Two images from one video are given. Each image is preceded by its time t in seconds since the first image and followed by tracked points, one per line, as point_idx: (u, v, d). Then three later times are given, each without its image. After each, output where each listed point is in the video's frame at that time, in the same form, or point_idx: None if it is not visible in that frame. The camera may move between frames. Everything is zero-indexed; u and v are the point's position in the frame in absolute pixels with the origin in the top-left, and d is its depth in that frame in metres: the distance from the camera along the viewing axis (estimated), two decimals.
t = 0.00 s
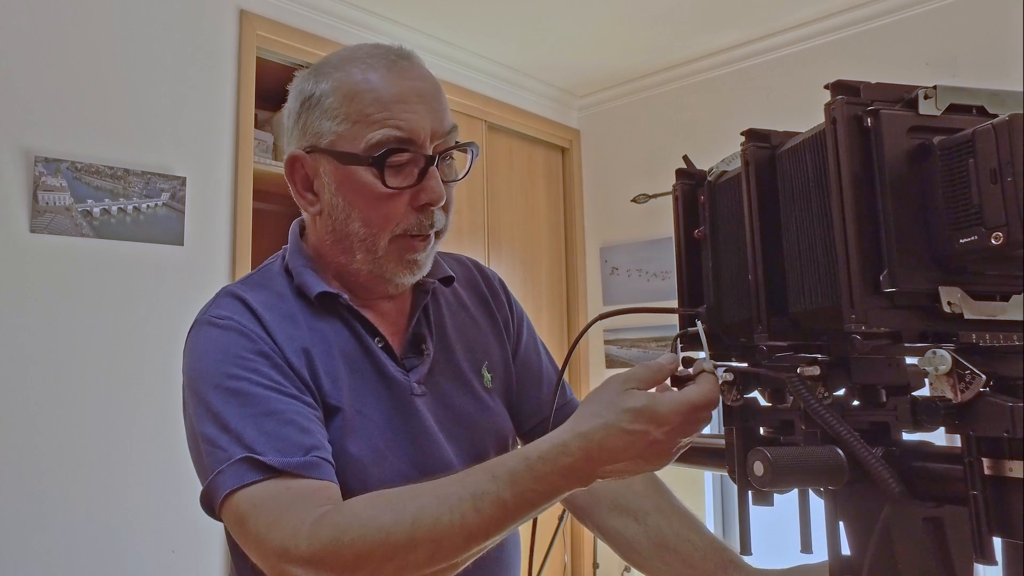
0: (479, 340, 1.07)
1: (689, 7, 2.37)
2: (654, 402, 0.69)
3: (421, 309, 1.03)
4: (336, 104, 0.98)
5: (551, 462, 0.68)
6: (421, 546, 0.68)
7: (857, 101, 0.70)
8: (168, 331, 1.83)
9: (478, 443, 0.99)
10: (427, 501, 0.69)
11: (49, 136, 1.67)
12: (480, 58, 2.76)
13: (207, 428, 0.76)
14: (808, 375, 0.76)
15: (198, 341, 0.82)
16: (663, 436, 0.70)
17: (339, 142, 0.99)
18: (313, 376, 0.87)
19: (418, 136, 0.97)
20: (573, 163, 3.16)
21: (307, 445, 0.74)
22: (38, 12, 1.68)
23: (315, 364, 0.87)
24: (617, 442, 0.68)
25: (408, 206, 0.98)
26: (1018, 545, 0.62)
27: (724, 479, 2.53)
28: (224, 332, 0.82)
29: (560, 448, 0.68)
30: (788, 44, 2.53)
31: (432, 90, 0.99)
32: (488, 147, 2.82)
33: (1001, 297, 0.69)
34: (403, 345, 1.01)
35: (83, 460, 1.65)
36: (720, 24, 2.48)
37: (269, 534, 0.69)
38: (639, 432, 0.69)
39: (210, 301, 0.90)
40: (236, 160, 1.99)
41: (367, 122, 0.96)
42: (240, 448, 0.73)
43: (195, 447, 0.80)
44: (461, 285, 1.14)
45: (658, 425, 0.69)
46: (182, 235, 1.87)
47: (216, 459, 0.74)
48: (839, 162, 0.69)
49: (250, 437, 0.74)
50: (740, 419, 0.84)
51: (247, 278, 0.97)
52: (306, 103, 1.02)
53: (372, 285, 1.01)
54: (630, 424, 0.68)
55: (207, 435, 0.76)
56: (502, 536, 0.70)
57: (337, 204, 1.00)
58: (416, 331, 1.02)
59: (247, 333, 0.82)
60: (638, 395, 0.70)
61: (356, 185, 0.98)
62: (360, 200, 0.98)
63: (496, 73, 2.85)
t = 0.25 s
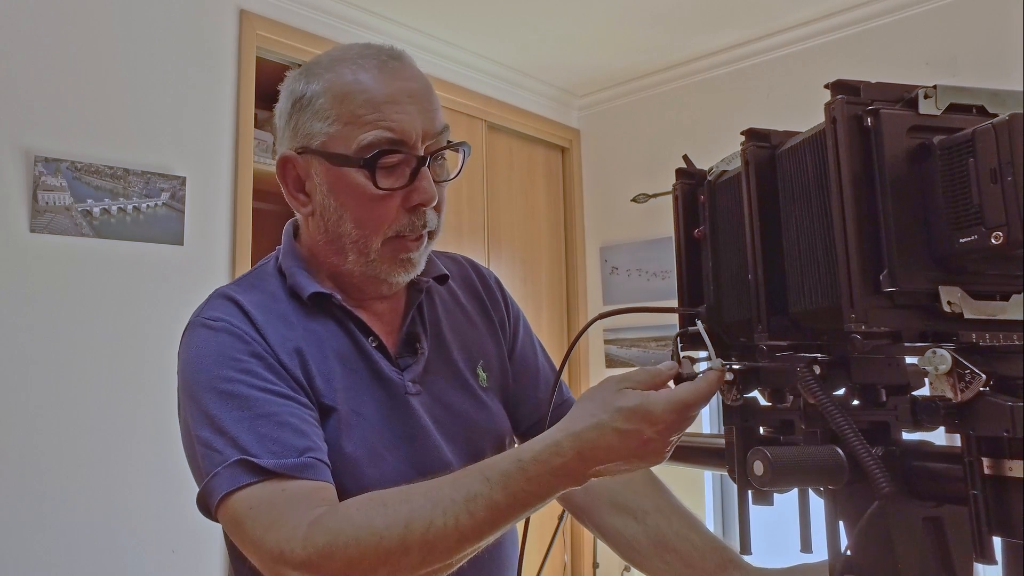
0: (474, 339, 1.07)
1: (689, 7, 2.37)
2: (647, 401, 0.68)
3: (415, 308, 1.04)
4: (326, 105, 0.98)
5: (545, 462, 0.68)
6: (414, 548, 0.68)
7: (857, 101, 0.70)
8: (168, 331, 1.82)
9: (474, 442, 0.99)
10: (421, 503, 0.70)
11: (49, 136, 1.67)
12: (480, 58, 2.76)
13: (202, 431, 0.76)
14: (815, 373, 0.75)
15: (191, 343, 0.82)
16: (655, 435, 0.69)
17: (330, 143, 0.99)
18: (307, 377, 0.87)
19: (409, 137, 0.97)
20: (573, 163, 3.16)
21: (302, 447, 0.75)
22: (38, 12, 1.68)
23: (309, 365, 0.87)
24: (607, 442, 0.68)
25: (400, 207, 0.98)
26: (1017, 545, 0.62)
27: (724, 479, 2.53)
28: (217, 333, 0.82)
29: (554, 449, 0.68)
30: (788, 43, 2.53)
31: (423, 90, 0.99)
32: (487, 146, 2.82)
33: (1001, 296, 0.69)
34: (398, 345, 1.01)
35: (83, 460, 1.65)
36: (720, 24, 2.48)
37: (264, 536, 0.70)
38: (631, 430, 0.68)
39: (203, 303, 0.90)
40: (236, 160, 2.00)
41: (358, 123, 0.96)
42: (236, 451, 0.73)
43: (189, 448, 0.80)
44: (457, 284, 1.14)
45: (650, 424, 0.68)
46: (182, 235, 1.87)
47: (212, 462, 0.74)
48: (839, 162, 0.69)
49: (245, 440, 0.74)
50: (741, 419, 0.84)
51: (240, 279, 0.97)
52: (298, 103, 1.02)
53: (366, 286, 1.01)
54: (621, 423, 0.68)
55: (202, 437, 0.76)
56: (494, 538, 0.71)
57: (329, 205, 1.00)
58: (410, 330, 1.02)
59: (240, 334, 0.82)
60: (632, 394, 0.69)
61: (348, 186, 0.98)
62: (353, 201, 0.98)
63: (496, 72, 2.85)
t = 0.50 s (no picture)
0: (471, 338, 1.07)
1: (689, 6, 2.36)
2: (646, 411, 0.67)
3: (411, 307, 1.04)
4: (318, 107, 0.98)
5: (546, 469, 0.68)
6: (416, 553, 0.68)
7: (857, 100, 0.70)
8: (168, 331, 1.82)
9: (473, 442, 1.00)
10: (422, 509, 0.70)
11: (49, 135, 1.67)
12: (480, 58, 2.76)
13: (201, 435, 0.76)
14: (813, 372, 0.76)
15: (188, 347, 0.82)
16: (656, 444, 0.69)
17: (322, 145, 0.99)
18: (304, 377, 0.87)
19: (403, 137, 0.97)
20: (573, 163, 3.16)
21: (300, 449, 0.75)
22: (38, 12, 1.68)
23: (305, 366, 0.87)
24: (608, 451, 0.68)
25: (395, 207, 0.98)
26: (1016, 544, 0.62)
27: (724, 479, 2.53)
28: (214, 337, 0.82)
29: (555, 457, 0.68)
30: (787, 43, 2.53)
31: (415, 90, 0.99)
32: (487, 146, 2.82)
33: (1002, 296, 0.69)
34: (395, 345, 1.01)
35: (83, 460, 1.65)
36: (721, 23, 2.47)
37: (266, 541, 0.70)
38: (631, 440, 0.68)
39: (199, 305, 0.90)
40: (236, 160, 2.00)
41: (351, 125, 0.96)
42: (235, 455, 0.73)
43: (186, 451, 0.80)
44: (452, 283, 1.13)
45: (649, 432, 0.68)
46: (182, 235, 1.87)
47: (211, 466, 0.74)
48: (839, 161, 0.69)
49: (244, 444, 0.74)
50: (742, 419, 0.83)
51: (235, 281, 0.96)
52: (290, 104, 1.02)
53: (362, 286, 1.01)
54: (620, 434, 0.68)
55: (200, 441, 0.76)
56: (494, 544, 0.71)
57: (323, 206, 1.00)
58: (406, 330, 1.02)
59: (236, 337, 0.82)
60: (630, 405, 0.68)
61: (343, 187, 0.98)
62: (347, 202, 0.98)
63: (496, 72, 2.85)
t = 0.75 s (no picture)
0: (469, 337, 1.07)
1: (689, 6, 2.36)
2: (631, 409, 0.66)
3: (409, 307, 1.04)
4: (314, 107, 0.97)
5: (537, 461, 0.68)
6: (415, 552, 0.69)
7: (857, 100, 0.70)
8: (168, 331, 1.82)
9: (471, 441, 1.00)
10: (418, 508, 0.70)
11: (49, 135, 1.67)
12: (480, 57, 2.76)
13: (199, 438, 0.76)
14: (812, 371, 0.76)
15: (185, 349, 0.82)
16: (641, 443, 0.67)
17: (318, 145, 0.98)
18: (301, 378, 0.87)
19: (399, 137, 0.96)
20: (573, 162, 3.16)
21: (299, 453, 0.75)
22: (38, 11, 1.68)
23: (302, 367, 0.87)
24: (594, 444, 0.67)
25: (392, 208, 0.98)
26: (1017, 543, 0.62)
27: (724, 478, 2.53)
28: (210, 340, 0.81)
29: (544, 448, 0.68)
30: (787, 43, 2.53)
31: (412, 90, 0.99)
32: (487, 146, 2.82)
33: (1001, 296, 0.69)
34: (392, 345, 1.01)
35: (83, 460, 1.65)
36: (721, 23, 2.48)
37: (267, 547, 0.70)
38: (615, 437, 0.67)
39: (195, 308, 0.90)
40: (236, 160, 2.00)
41: (346, 126, 0.96)
42: (234, 459, 0.73)
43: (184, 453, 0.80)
44: (450, 281, 1.13)
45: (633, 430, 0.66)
46: (182, 235, 1.87)
47: (210, 469, 0.74)
48: (839, 161, 0.69)
49: (243, 449, 0.74)
50: (742, 418, 0.84)
51: (232, 283, 0.96)
52: (286, 104, 1.02)
53: (360, 287, 1.01)
54: (604, 429, 0.67)
55: (198, 445, 0.76)
56: (491, 536, 0.72)
57: (320, 207, 1.00)
58: (404, 330, 1.02)
59: (234, 339, 0.82)
60: (620, 398, 0.67)
61: (339, 188, 0.98)
62: (344, 203, 0.97)
63: (496, 72, 2.85)
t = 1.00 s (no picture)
0: (466, 333, 1.07)
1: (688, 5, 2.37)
2: (637, 410, 0.66)
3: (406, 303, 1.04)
4: (308, 103, 0.98)
5: (536, 457, 0.69)
6: (416, 547, 0.69)
7: (857, 99, 0.70)
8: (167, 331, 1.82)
9: (470, 437, 0.99)
10: (418, 502, 0.70)
11: (49, 135, 1.67)
12: (479, 57, 2.76)
13: (197, 433, 0.76)
14: (809, 372, 0.77)
15: (182, 345, 0.82)
16: (643, 444, 0.67)
17: (312, 141, 0.98)
18: (298, 373, 0.87)
19: (391, 132, 0.96)
20: (572, 162, 3.16)
21: (296, 447, 0.75)
22: (37, 11, 1.68)
23: (299, 362, 0.87)
24: (595, 444, 0.67)
25: (384, 202, 0.98)
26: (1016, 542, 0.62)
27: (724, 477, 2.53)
28: (208, 335, 0.81)
29: (544, 446, 0.68)
30: (787, 43, 2.53)
31: (403, 85, 0.99)
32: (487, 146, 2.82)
33: (1001, 295, 0.69)
34: (389, 342, 1.01)
35: (87, 458, 1.66)
36: (721, 22, 2.47)
37: (267, 540, 0.70)
38: (617, 438, 0.67)
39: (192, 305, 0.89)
40: (236, 159, 2.00)
41: (338, 121, 0.96)
42: (231, 453, 0.73)
43: (182, 449, 0.80)
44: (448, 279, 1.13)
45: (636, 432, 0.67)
46: (182, 234, 1.87)
47: (208, 465, 0.74)
48: (838, 160, 0.69)
49: (241, 443, 0.74)
50: (743, 418, 0.84)
51: (229, 279, 0.96)
52: (281, 101, 1.02)
53: (356, 283, 1.01)
54: (607, 430, 0.67)
55: (196, 440, 0.76)
56: (490, 532, 0.72)
57: (315, 203, 1.00)
58: (401, 325, 1.02)
59: (231, 334, 0.82)
60: (623, 401, 0.67)
61: (333, 184, 0.98)
62: (338, 198, 0.97)
63: (496, 71, 2.85)
